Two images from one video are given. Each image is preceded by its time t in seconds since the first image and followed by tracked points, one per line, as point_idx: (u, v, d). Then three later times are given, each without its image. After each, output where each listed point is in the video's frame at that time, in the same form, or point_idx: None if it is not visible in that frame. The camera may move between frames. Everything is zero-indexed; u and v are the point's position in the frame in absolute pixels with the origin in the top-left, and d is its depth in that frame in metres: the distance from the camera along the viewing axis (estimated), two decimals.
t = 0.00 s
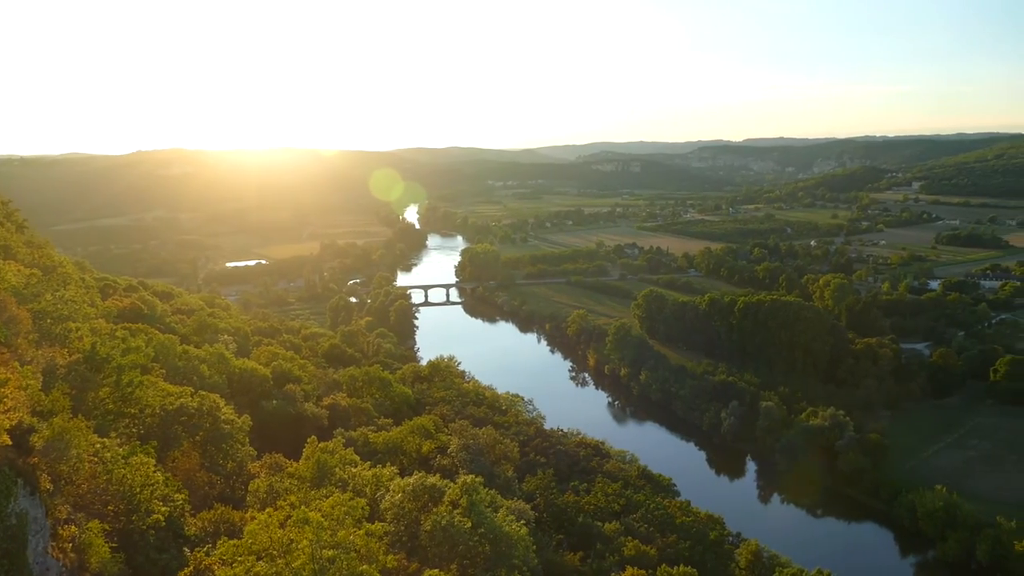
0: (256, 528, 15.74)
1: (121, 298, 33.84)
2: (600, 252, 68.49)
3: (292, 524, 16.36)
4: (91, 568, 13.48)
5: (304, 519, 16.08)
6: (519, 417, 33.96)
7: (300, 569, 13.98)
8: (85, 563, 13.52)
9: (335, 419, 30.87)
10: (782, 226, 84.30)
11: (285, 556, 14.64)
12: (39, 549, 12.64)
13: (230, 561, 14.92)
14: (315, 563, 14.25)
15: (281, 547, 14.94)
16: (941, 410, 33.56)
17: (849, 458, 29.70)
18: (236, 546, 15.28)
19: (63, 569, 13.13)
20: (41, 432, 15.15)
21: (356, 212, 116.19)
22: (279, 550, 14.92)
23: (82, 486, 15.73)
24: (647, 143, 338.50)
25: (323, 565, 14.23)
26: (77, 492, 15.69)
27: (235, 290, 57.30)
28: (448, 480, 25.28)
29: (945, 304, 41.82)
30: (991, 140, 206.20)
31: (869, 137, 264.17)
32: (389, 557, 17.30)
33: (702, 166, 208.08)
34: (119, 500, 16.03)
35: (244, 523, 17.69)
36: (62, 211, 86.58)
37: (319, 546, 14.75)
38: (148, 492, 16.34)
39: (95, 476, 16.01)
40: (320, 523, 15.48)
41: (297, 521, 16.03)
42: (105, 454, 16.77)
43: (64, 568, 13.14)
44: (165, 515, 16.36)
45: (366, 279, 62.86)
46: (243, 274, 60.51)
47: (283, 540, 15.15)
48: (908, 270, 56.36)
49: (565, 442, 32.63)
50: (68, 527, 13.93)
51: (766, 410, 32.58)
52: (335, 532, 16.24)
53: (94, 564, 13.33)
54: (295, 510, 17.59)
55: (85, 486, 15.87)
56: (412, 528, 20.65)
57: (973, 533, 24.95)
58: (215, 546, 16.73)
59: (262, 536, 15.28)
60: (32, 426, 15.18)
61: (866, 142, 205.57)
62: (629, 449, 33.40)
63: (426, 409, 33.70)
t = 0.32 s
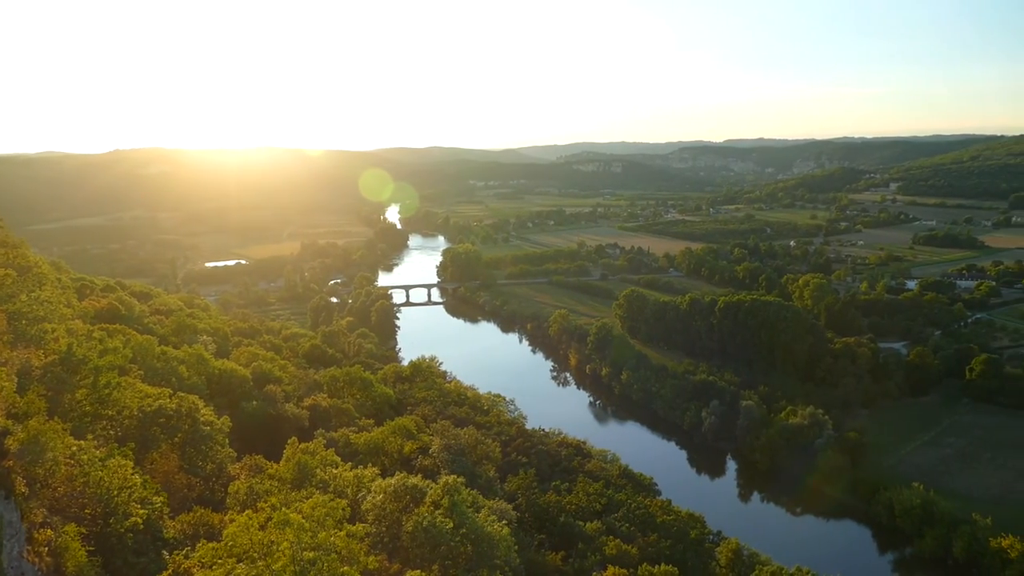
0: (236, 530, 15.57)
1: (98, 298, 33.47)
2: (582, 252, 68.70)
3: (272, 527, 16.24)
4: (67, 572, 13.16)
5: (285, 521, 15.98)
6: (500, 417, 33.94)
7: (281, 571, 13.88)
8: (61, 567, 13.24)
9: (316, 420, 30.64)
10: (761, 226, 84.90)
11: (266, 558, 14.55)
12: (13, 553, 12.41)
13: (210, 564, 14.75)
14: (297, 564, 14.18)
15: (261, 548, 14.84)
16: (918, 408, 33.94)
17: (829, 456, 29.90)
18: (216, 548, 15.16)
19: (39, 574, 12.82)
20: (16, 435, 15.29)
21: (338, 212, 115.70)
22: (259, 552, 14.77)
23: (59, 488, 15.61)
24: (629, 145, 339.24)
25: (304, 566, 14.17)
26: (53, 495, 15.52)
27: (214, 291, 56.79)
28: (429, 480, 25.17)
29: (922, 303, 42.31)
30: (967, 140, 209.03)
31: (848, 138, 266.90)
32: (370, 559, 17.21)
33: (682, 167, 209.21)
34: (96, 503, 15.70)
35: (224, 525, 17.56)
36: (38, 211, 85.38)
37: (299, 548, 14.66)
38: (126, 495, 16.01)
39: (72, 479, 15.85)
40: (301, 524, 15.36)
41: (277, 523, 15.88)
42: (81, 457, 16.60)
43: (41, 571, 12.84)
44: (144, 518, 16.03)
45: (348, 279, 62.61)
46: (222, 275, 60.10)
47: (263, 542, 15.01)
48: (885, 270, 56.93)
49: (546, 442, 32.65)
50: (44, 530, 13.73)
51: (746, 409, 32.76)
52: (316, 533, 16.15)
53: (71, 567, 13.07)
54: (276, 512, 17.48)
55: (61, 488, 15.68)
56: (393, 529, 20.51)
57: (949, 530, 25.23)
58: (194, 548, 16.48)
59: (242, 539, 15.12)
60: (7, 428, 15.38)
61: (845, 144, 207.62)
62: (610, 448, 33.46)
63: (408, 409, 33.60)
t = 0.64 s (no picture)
0: (214, 532, 15.40)
1: (74, 298, 33.05)
2: (564, 252, 68.86)
3: (253, 528, 16.13)
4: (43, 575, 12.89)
5: (265, 522, 15.86)
6: (482, 417, 33.88)
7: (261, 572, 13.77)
8: (37, 570, 12.96)
9: (296, 420, 30.43)
10: (741, 226, 85.48)
11: (246, 560, 14.43)
12: None
13: (187, 566, 14.58)
14: (277, 566, 14.09)
15: (241, 550, 14.70)
16: (896, 407, 34.30)
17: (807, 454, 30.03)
18: (194, 551, 15.00)
19: None
20: None
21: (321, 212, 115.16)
22: (239, 554, 14.62)
23: (35, 490, 15.39)
24: (611, 145, 340.32)
25: (285, 567, 14.08)
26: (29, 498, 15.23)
27: (193, 291, 56.24)
28: (410, 481, 25.07)
29: (899, 303, 42.76)
30: (943, 141, 211.52)
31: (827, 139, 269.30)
32: (351, 560, 17.14)
33: (663, 167, 210.18)
34: (73, 505, 15.40)
35: (203, 527, 17.46)
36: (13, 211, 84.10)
37: (280, 549, 14.57)
38: (103, 497, 15.72)
39: (48, 481, 15.62)
40: (282, 525, 15.25)
41: (258, 524, 15.74)
42: (57, 459, 16.35)
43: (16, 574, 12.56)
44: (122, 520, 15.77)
45: (329, 279, 62.29)
46: (201, 274, 59.56)
47: (244, 544, 14.87)
48: (863, 270, 57.46)
49: (528, 442, 32.65)
50: (19, 533, 13.53)
51: (727, 409, 32.90)
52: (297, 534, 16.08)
53: (46, 570, 12.80)
54: (256, 514, 17.38)
55: (37, 490, 15.41)
56: (374, 530, 20.40)
57: (927, 527, 25.50)
58: (173, 551, 16.26)
59: (222, 540, 14.99)
60: None
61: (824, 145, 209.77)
62: (591, 448, 33.49)
63: (389, 409, 33.49)
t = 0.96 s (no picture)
0: (194, 536, 15.28)
1: (51, 300, 32.62)
2: (546, 251, 68.93)
3: (234, 531, 15.99)
4: None
5: (247, 525, 15.74)
6: (464, 417, 33.81)
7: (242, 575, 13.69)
8: None
9: (278, 422, 30.20)
10: (721, 226, 85.91)
11: (227, 563, 14.33)
12: None
13: (167, 570, 14.48)
14: (258, 569, 14.06)
15: (221, 554, 14.61)
16: (876, 404, 34.62)
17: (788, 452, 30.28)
18: (174, 554, 14.86)
19: None
20: None
21: (301, 212, 114.41)
22: (220, 558, 14.53)
23: (11, 495, 15.16)
24: (593, 146, 341.03)
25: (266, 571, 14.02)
26: (5, 503, 15.02)
27: (172, 292, 55.70)
28: (393, 482, 24.96)
29: (877, 301, 43.19)
30: (920, 142, 214.10)
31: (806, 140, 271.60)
32: (333, 562, 17.08)
33: (644, 167, 210.97)
34: (50, 510, 15.19)
35: (182, 531, 17.34)
36: None
37: (260, 552, 14.57)
38: (81, 502, 15.53)
39: (25, 485, 15.40)
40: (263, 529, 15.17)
41: (239, 528, 15.66)
42: (34, 463, 16.15)
43: None
44: (100, 525, 15.61)
45: (310, 279, 61.96)
46: (180, 276, 58.99)
47: (224, 548, 14.78)
48: (843, 269, 57.99)
49: (510, 442, 32.63)
50: None
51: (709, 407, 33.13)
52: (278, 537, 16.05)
53: None
54: (236, 516, 17.25)
55: (13, 495, 15.18)
56: (357, 532, 20.30)
57: (905, 522, 25.77)
58: (153, 555, 16.11)
59: (202, 544, 14.87)
60: None
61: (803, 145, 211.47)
62: (574, 448, 33.55)
63: (372, 410, 33.34)
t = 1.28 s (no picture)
0: (172, 539, 15.14)
1: (24, 302, 32.14)
2: (527, 252, 69.02)
3: (213, 534, 15.90)
4: None
5: (225, 528, 15.71)
6: (445, 418, 33.70)
7: None
8: None
9: (257, 424, 29.95)
10: (701, 227, 86.37)
11: (205, 566, 14.22)
12: None
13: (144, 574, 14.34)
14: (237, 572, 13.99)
15: (199, 557, 14.49)
16: (854, 403, 34.92)
17: (767, 451, 30.49)
18: (151, 558, 14.71)
19: None
20: None
21: (281, 213, 113.66)
22: (198, 561, 14.42)
23: None
24: (575, 146, 341.69)
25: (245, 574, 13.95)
26: None
27: (149, 293, 55.10)
28: (374, 484, 24.83)
29: (855, 301, 43.58)
30: (896, 143, 217.00)
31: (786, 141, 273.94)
32: (314, 564, 16.98)
33: (625, 168, 211.78)
34: (24, 514, 14.93)
35: (161, 534, 17.20)
36: None
37: (239, 556, 14.53)
38: (56, 506, 15.31)
39: None
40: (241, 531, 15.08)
41: (217, 531, 15.55)
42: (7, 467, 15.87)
43: None
44: (76, 529, 15.41)
45: (289, 280, 61.54)
46: (157, 277, 58.32)
47: (202, 551, 14.66)
48: (821, 269, 58.59)
49: (491, 443, 32.57)
50: None
51: (689, 407, 33.31)
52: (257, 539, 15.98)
53: None
54: (215, 520, 17.11)
55: None
56: (337, 533, 20.17)
57: (882, 520, 26.02)
58: (130, 559, 15.94)
59: (180, 548, 14.73)
60: None
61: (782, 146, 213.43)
62: (555, 448, 33.57)
63: (352, 411, 33.15)
